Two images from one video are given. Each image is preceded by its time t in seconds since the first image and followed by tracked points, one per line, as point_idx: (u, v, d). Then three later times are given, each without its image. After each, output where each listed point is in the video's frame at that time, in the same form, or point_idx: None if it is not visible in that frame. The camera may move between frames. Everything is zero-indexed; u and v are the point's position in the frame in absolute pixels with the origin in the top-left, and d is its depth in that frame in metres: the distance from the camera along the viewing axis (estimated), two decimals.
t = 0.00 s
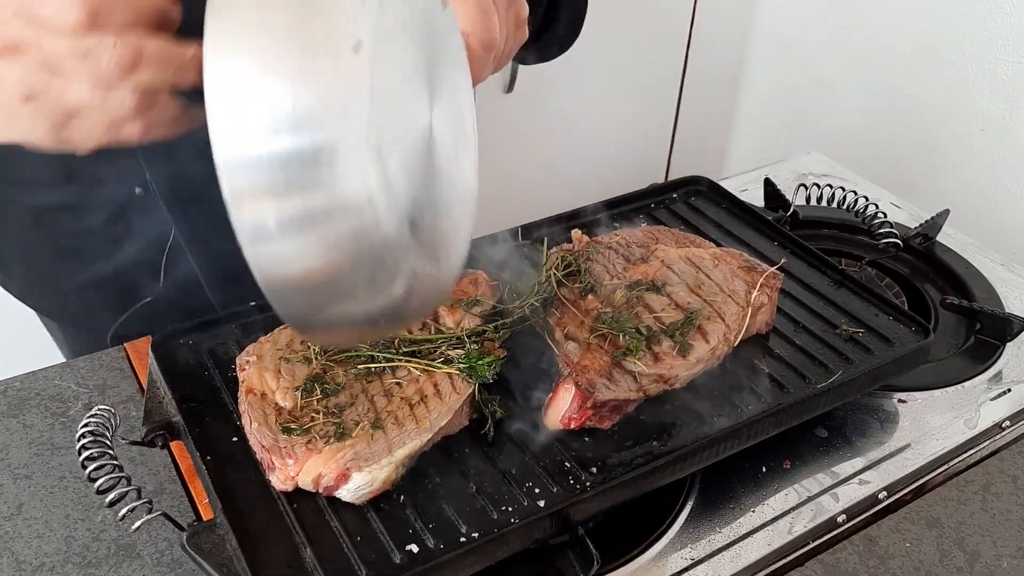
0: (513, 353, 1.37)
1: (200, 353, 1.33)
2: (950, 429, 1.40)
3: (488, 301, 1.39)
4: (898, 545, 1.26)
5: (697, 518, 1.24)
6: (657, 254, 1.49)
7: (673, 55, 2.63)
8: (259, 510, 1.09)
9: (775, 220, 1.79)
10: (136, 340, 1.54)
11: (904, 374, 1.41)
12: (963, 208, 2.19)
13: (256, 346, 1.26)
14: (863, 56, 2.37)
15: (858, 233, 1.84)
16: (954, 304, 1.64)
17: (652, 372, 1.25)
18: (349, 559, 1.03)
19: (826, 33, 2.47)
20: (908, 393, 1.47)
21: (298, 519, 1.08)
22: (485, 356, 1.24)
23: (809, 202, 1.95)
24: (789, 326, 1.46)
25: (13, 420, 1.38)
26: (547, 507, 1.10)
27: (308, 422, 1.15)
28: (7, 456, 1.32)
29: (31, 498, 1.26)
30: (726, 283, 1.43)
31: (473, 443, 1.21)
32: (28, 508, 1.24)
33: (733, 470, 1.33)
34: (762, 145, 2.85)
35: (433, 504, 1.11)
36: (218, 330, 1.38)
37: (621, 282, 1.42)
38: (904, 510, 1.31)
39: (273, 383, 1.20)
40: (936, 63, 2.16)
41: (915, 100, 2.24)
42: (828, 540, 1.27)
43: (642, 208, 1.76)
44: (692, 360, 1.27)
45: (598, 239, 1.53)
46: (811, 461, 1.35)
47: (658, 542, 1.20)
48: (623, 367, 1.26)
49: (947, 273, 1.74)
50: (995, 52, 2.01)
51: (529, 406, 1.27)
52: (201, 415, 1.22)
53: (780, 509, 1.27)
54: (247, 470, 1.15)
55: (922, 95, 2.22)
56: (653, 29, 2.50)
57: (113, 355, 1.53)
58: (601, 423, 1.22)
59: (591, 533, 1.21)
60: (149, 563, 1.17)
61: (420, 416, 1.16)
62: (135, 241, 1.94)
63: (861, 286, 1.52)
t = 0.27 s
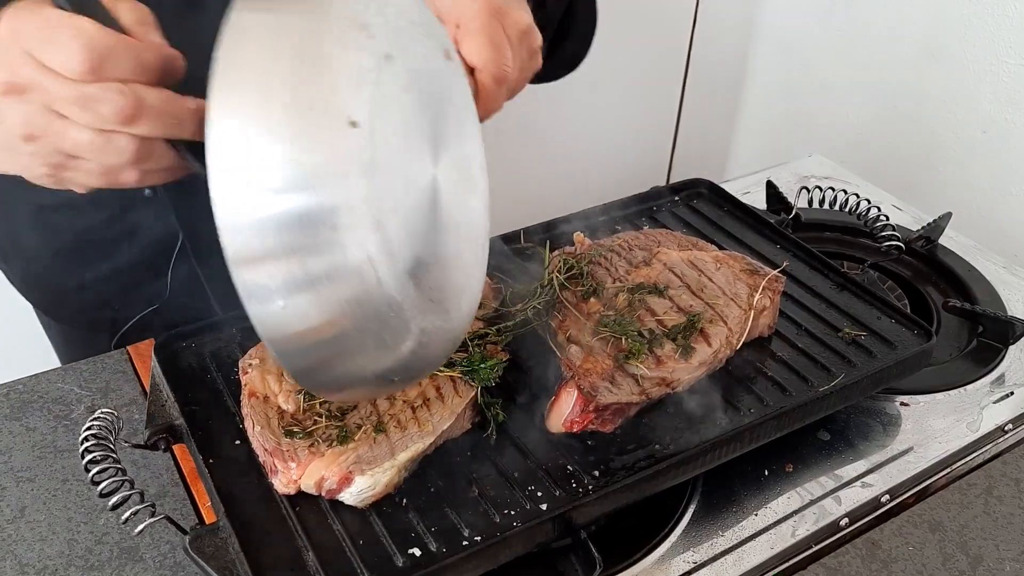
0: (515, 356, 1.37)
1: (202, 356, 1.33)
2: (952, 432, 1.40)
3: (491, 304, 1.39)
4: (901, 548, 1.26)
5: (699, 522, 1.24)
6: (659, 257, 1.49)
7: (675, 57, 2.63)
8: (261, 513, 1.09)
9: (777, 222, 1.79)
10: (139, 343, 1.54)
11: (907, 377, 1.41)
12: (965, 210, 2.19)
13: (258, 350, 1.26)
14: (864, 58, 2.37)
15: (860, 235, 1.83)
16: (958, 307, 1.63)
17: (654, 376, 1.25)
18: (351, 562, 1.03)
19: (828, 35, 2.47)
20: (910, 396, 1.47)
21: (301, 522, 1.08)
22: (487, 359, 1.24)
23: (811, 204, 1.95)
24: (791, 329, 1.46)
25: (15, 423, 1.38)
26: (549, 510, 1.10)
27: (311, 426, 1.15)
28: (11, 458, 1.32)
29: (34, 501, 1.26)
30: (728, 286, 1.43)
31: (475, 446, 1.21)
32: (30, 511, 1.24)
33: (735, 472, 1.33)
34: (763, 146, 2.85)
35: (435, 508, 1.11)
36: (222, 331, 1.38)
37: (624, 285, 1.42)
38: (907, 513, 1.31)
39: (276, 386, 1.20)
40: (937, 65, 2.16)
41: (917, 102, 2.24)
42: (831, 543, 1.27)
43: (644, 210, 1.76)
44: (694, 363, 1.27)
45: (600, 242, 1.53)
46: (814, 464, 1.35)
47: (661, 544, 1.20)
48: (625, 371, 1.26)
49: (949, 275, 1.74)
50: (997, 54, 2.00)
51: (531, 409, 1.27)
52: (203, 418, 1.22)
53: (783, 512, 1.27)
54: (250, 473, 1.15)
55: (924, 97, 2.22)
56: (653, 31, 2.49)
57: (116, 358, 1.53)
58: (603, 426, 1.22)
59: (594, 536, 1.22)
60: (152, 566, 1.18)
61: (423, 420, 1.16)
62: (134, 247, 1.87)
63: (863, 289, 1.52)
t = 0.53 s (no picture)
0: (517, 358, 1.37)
1: (204, 358, 1.34)
2: (953, 434, 1.40)
3: (492, 306, 1.39)
4: (902, 551, 1.26)
5: (700, 524, 1.24)
6: (660, 259, 1.48)
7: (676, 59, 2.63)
8: (263, 515, 1.09)
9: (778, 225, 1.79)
10: (140, 345, 1.54)
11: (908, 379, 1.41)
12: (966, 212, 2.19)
13: (260, 352, 1.27)
14: (866, 59, 2.37)
15: (861, 237, 1.83)
16: (958, 309, 1.63)
17: (655, 378, 1.25)
18: (352, 564, 1.03)
19: (829, 36, 2.47)
20: (911, 398, 1.47)
21: (303, 524, 1.08)
22: (489, 361, 1.24)
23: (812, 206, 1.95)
24: (793, 331, 1.46)
25: (16, 426, 1.38)
26: (550, 512, 1.10)
27: (312, 428, 1.15)
28: (12, 461, 1.32)
29: (36, 503, 1.26)
30: (729, 288, 1.43)
31: (476, 448, 1.21)
32: (32, 514, 1.24)
33: (736, 474, 1.33)
34: (765, 147, 2.85)
35: (436, 510, 1.11)
36: (223, 333, 1.38)
37: (625, 287, 1.42)
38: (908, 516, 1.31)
39: (277, 389, 1.20)
40: (939, 67, 2.16)
41: (918, 105, 2.24)
42: (832, 545, 1.27)
43: (645, 212, 1.77)
44: (695, 366, 1.27)
45: (601, 244, 1.53)
46: (815, 466, 1.35)
47: (661, 547, 1.20)
48: (626, 373, 1.26)
49: (950, 277, 1.74)
50: (999, 56, 2.00)
51: (532, 411, 1.27)
52: (204, 421, 1.23)
53: (784, 514, 1.27)
54: (251, 475, 1.15)
55: (926, 99, 2.22)
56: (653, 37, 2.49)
57: (117, 360, 1.53)
58: (603, 428, 1.21)
59: (595, 538, 1.22)
60: (153, 568, 1.18)
61: (424, 422, 1.16)
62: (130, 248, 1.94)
63: (864, 291, 1.52)
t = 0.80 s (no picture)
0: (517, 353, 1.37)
1: (204, 353, 1.33)
2: (955, 430, 1.39)
3: (493, 302, 1.38)
4: (904, 547, 1.26)
5: (702, 520, 1.24)
6: (662, 255, 1.48)
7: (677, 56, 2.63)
8: (264, 509, 1.09)
9: (779, 221, 1.79)
10: (141, 341, 1.54)
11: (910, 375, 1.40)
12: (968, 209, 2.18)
13: (261, 347, 1.26)
14: (869, 56, 2.37)
15: (863, 234, 1.83)
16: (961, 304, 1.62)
17: (656, 373, 1.25)
18: (353, 559, 1.03)
19: (832, 32, 2.46)
20: (913, 394, 1.47)
21: (303, 519, 1.08)
22: (489, 356, 1.23)
23: (814, 202, 1.95)
24: (794, 327, 1.46)
25: (16, 421, 1.38)
26: (551, 507, 1.10)
27: (312, 422, 1.14)
28: (12, 456, 1.32)
29: (36, 498, 1.26)
30: (731, 283, 1.42)
31: (477, 443, 1.21)
32: (32, 509, 1.24)
33: (737, 469, 1.33)
34: (766, 143, 2.85)
35: (436, 505, 1.11)
36: (224, 330, 1.38)
37: (626, 283, 1.42)
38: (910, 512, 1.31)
39: (278, 383, 1.19)
40: (942, 63, 2.15)
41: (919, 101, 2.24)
42: (833, 541, 1.27)
43: (647, 209, 1.76)
44: (696, 361, 1.27)
45: (602, 240, 1.52)
46: (816, 462, 1.35)
47: (663, 542, 1.20)
48: (627, 368, 1.25)
49: (952, 273, 1.74)
50: (1003, 52, 1.99)
51: (533, 407, 1.27)
52: (205, 416, 1.22)
53: (785, 510, 1.27)
54: (252, 470, 1.15)
55: (928, 95, 2.21)
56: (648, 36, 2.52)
57: (117, 356, 1.53)
58: (605, 423, 1.21)
59: (596, 533, 1.21)
60: (154, 563, 1.18)
61: (424, 417, 1.16)
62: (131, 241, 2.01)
63: (866, 288, 1.51)
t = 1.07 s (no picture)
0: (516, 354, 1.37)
1: (206, 354, 1.34)
2: (953, 431, 1.40)
3: (493, 303, 1.39)
4: (901, 547, 1.26)
5: (700, 520, 1.24)
6: (661, 256, 1.48)
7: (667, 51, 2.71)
8: (265, 509, 1.10)
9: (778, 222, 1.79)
10: (143, 341, 1.55)
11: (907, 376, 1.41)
12: (967, 210, 2.19)
13: (262, 347, 1.27)
14: (869, 57, 2.37)
15: (862, 235, 1.84)
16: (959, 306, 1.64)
17: (655, 374, 1.25)
18: (354, 558, 1.04)
19: (833, 38, 2.48)
20: (911, 395, 1.47)
21: (304, 518, 1.09)
22: (489, 357, 1.24)
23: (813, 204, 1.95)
24: (793, 328, 1.47)
25: (20, 420, 1.39)
26: (550, 507, 1.11)
27: (313, 423, 1.15)
28: (16, 455, 1.33)
29: (39, 497, 1.27)
30: (730, 284, 1.42)
31: (477, 443, 1.21)
32: (36, 508, 1.25)
33: (736, 470, 1.34)
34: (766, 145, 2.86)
35: (437, 505, 1.12)
36: (226, 330, 1.38)
37: (626, 284, 1.42)
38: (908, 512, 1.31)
39: (279, 384, 1.20)
40: (942, 65, 2.16)
41: (919, 103, 2.25)
42: (831, 541, 1.28)
43: (646, 209, 1.77)
44: (695, 362, 1.27)
45: (602, 241, 1.53)
46: (815, 462, 1.36)
47: (661, 542, 1.21)
48: (626, 369, 1.26)
49: (952, 275, 1.75)
50: (1003, 54, 2.00)
51: (532, 406, 1.27)
52: (207, 417, 1.23)
53: (784, 510, 1.27)
54: (254, 470, 1.16)
55: (928, 97, 2.22)
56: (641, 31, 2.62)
57: (120, 356, 1.54)
58: (604, 423, 1.22)
59: (595, 533, 1.22)
60: (157, 562, 1.19)
61: (424, 417, 1.16)
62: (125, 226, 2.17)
63: (865, 289, 1.52)
